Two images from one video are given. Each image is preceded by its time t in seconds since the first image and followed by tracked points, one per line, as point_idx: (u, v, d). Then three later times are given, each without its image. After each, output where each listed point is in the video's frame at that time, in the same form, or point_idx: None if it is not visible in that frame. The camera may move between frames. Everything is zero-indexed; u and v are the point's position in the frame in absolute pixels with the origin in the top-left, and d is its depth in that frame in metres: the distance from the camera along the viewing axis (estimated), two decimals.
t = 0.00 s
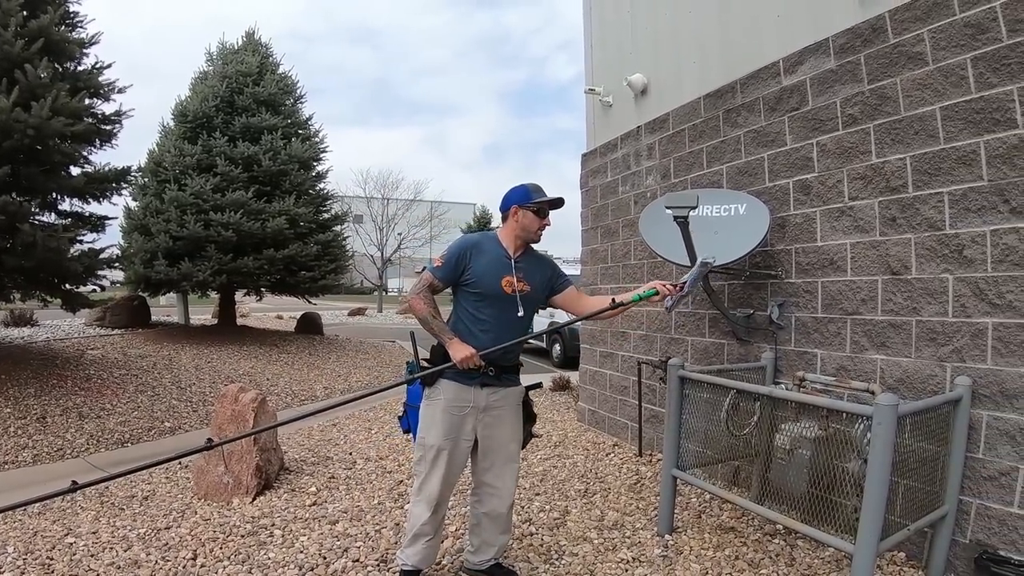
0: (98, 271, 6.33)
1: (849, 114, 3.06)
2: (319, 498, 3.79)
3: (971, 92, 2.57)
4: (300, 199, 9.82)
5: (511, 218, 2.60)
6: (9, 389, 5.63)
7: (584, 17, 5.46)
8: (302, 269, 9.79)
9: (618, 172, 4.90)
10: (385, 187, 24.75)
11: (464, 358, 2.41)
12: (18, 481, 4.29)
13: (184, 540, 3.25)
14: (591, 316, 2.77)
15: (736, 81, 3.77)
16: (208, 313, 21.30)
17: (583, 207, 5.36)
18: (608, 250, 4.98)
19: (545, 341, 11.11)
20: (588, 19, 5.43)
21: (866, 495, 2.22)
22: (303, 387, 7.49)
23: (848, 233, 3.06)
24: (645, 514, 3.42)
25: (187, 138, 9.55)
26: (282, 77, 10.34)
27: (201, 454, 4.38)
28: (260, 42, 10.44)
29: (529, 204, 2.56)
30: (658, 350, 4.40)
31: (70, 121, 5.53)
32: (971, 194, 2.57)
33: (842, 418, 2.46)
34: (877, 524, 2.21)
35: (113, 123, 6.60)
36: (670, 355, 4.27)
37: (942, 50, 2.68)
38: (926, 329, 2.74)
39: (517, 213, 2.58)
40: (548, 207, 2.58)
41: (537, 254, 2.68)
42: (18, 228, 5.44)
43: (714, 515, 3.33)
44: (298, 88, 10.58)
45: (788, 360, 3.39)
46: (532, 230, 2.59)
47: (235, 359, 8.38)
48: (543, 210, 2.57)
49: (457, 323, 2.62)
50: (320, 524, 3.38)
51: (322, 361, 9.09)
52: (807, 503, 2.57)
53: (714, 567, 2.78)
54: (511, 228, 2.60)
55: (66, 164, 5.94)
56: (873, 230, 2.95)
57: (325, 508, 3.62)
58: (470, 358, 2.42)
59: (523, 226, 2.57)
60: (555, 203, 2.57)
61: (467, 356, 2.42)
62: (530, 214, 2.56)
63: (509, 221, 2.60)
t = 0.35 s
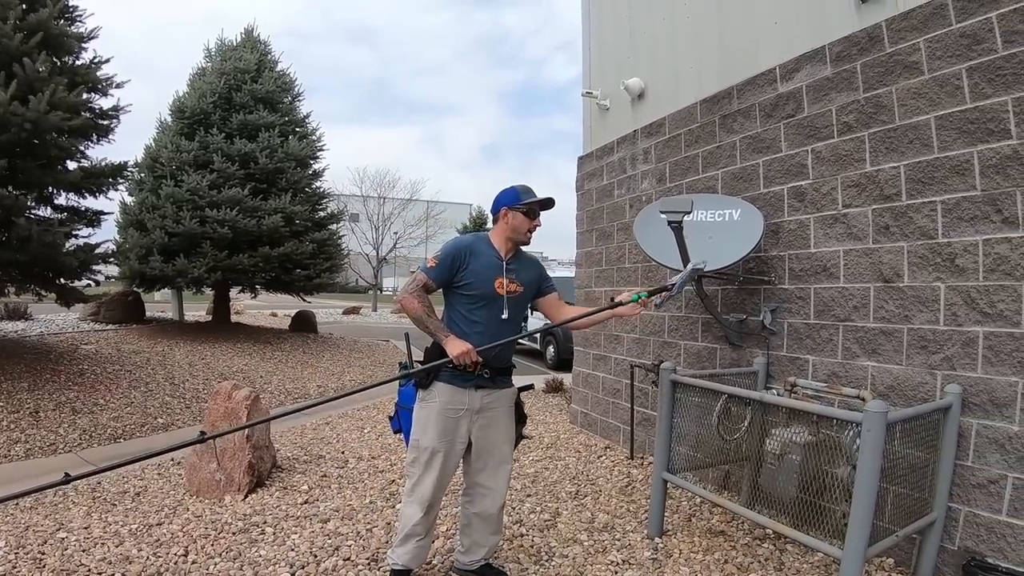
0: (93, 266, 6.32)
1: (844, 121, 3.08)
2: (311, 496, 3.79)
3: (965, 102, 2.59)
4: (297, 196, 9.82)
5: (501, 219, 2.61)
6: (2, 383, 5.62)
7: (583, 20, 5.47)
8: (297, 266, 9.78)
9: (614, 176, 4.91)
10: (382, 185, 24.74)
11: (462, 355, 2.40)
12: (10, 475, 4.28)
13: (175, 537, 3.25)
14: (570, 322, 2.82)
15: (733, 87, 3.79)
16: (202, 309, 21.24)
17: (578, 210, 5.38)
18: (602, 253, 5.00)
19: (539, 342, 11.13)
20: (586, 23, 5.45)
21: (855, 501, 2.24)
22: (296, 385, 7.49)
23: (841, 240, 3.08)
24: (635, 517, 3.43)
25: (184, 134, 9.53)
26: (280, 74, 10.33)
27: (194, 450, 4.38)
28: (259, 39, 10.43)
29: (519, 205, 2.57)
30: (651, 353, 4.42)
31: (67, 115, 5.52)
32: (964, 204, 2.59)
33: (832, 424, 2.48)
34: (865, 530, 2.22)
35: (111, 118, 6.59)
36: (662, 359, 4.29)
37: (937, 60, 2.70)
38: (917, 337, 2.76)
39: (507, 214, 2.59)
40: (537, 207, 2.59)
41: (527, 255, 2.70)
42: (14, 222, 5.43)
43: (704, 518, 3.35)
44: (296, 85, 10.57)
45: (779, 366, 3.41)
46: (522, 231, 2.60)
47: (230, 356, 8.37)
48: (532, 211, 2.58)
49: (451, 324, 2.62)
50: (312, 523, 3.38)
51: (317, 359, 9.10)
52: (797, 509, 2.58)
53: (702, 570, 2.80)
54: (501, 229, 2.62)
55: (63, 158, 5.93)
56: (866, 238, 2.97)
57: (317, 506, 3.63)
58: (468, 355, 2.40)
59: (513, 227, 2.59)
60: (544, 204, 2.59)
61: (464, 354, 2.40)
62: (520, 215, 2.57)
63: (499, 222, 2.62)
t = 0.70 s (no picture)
0: (88, 256, 6.32)
1: (838, 129, 3.11)
2: (300, 490, 3.81)
3: (958, 112, 2.62)
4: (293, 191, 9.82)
5: (481, 220, 2.63)
6: None
7: (582, 22, 5.50)
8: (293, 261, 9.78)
9: (609, 178, 4.94)
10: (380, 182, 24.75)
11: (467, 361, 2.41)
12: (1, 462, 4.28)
13: (165, 527, 3.26)
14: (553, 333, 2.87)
15: (728, 92, 3.82)
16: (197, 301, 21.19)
17: (573, 211, 5.40)
18: (596, 254, 5.02)
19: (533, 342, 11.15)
20: (586, 24, 5.47)
21: (839, 506, 2.26)
22: (288, 379, 7.49)
23: (832, 246, 3.11)
24: (622, 517, 3.46)
25: (183, 126, 9.53)
26: (280, 69, 10.34)
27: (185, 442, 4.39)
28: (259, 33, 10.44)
29: (496, 204, 2.59)
30: (642, 355, 4.44)
31: (66, 105, 5.52)
32: (954, 213, 2.62)
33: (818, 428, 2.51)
34: (848, 534, 2.25)
35: (109, 108, 6.59)
36: (652, 361, 4.32)
37: (931, 70, 2.72)
38: (904, 344, 2.79)
39: (484, 213, 2.62)
40: (515, 205, 2.62)
41: (508, 253, 2.74)
42: (10, 210, 5.44)
43: (690, 520, 3.37)
44: (295, 80, 10.58)
45: (768, 370, 3.44)
46: (503, 229, 2.62)
47: (224, 349, 8.37)
48: (511, 209, 2.60)
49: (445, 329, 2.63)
50: (300, 516, 3.40)
51: (311, 354, 9.10)
52: (782, 512, 2.61)
53: (686, 571, 2.82)
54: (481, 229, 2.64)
55: (60, 148, 5.92)
56: (856, 245, 3.00)
57: (306, 499, 3.65)
58: (471, 360, 2.41)
59: (493, 227, 2.61)
60: (521, 200, 2.61)
61: (467, 358, 2.41)
62: (497, 213, 2.60)
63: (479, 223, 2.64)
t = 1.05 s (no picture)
0: (81, 248, 6.33)
1: (824, 140, 3.17)
2: (287, 485, 3.84)
3: (943, 127, 2.68)
4: (288, 187, 9.83)
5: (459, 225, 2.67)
6: None
7: (578, 28, 5.55)
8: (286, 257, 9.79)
9: (601, 182, 4.99)
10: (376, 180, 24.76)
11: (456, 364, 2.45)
12: None
13: (152, 518, 3.28)
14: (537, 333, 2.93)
15: (719, 101, 3.88)
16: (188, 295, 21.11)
17: (564, 214, 5.45)
18: (586, 258, 5.07)
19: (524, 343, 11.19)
20: (581, 30, 5.53)
21: (815, 511, 2.31)
22: (279, 375, 7.51)
23: (816, 256, 3.17)
24: (604, 518, 3.50)
25: (178, 120, 9.52)
26: (277, 65, 10.36)
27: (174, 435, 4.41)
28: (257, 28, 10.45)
29: (473, 208, 2.63)
30: (628, 358, 4.49)
31: (63, 97, 5.52)
32: (936, 226, 2.68)
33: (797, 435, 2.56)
34: (822, 539, 2.30)
35: (106, 101, 6.60)
36: (638, 365, 4.37)
37: (918, 85, 2.78)
38: (884, 354, 2.84)
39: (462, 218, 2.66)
40: (491, 208, 2.66)
41: (488, 256, 2.78)
42: (4, 200, 5.44)
43: (671, 522, 3.42)
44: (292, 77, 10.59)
45: (750, 376, 3.49)
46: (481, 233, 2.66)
47: (215, 343, 8.37)
48: (487, 213, 2.64)
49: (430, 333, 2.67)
50: (287, 510, 3.43)
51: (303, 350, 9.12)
52: (761, 516, 2.66)
53: (665, 572, 2.87)
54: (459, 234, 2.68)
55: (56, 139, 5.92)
56: (840, 255, 3.06)
57: (293, 494, 3.68)
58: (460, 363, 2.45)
59: (471, 231, 2.65)
60: (497, 204, 2.65)
61: (455, 360, 2.45)
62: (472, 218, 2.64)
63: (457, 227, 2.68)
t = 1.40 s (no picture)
0: (85, 245, 6.39)
1: (819, 142, 3.23)
2: (291, 478, 3.91)
3: (933, 130, 2.74)
4: (289, 185, 9.89)
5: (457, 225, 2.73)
6: None
7: (578, 28, 5.61)
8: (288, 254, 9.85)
9: (600, 181, 5.05)
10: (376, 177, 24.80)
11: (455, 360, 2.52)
12: None
13: (160, 511, 3.35)
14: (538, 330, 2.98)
15: (716, 102, 3.94)
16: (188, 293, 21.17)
17: (564, 213, 5.51)
18: (585, 256, 5.14)
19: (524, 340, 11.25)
20: (581, 30, 5.58)
21: (803, 505, 2.38)
22: (281, 371, 7.58)
23: (809, 255, 3.23)
24: (601, 511, 3.57)
25: (181, 117, 9.58)
26: (279, 63, 10.40)
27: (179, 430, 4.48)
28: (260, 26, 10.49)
29: (469, 209, 2.69)
30: (626, 355, 4.56)
31: (68, 96, 5.57)
32: (926, 227, 2.74)
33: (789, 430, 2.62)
34: (810, 531, 2.36)
35: (110, 100, 6.65)
36: (636, 361, 4.44)
37: (909, 88, 2.84)
38: (875, 352, 2.91)
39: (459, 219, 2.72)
40: (487, 209, 2.71)
41: (486, 255, 2.84)
42: (10, 199, 5.50)
43: (667, 516, 3.49)
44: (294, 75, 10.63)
45: (745, 373, 3.56)
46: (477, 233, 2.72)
47: (218, 340, 8.44)
48: (482, 213, 2.69)
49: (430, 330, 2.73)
50: (291, 503, 3.50)
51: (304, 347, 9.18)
52: (753, 509, 2.73)
53: (660, 564, 2.94)
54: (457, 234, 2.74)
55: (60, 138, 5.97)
56: (832, 255, 3.12)
57: (296, 488, 3.74)
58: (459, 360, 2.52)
59: (467, 231, 2.71)
60: (493, 205, 2.70)
61: (454, 357, 2.52)
62: (468, 219, 2.70)
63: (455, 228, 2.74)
